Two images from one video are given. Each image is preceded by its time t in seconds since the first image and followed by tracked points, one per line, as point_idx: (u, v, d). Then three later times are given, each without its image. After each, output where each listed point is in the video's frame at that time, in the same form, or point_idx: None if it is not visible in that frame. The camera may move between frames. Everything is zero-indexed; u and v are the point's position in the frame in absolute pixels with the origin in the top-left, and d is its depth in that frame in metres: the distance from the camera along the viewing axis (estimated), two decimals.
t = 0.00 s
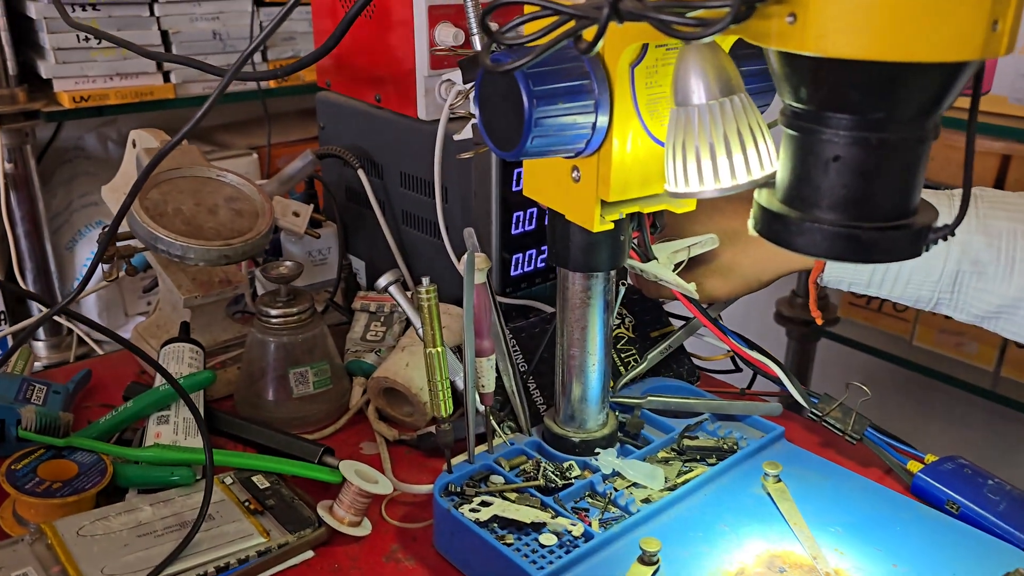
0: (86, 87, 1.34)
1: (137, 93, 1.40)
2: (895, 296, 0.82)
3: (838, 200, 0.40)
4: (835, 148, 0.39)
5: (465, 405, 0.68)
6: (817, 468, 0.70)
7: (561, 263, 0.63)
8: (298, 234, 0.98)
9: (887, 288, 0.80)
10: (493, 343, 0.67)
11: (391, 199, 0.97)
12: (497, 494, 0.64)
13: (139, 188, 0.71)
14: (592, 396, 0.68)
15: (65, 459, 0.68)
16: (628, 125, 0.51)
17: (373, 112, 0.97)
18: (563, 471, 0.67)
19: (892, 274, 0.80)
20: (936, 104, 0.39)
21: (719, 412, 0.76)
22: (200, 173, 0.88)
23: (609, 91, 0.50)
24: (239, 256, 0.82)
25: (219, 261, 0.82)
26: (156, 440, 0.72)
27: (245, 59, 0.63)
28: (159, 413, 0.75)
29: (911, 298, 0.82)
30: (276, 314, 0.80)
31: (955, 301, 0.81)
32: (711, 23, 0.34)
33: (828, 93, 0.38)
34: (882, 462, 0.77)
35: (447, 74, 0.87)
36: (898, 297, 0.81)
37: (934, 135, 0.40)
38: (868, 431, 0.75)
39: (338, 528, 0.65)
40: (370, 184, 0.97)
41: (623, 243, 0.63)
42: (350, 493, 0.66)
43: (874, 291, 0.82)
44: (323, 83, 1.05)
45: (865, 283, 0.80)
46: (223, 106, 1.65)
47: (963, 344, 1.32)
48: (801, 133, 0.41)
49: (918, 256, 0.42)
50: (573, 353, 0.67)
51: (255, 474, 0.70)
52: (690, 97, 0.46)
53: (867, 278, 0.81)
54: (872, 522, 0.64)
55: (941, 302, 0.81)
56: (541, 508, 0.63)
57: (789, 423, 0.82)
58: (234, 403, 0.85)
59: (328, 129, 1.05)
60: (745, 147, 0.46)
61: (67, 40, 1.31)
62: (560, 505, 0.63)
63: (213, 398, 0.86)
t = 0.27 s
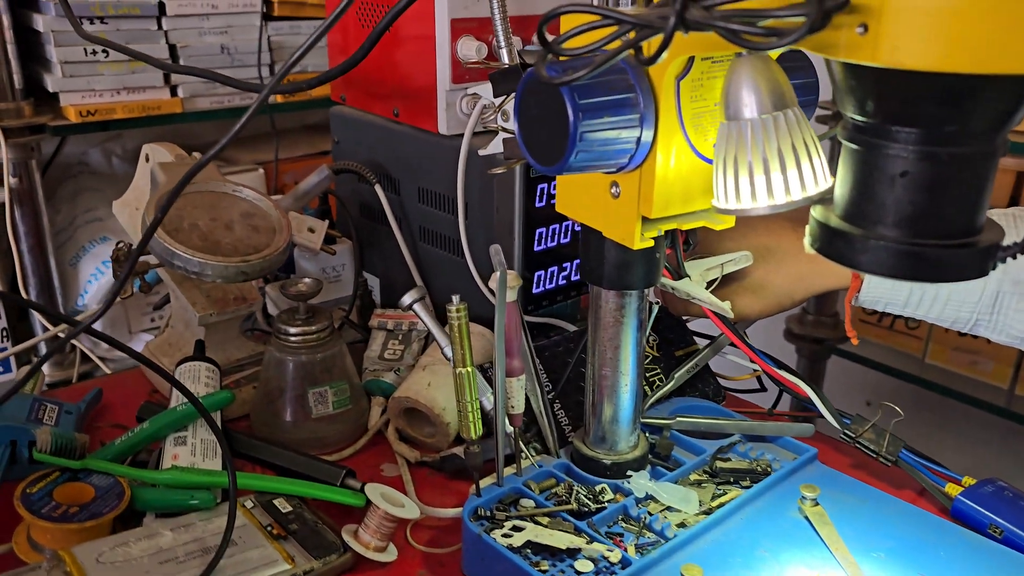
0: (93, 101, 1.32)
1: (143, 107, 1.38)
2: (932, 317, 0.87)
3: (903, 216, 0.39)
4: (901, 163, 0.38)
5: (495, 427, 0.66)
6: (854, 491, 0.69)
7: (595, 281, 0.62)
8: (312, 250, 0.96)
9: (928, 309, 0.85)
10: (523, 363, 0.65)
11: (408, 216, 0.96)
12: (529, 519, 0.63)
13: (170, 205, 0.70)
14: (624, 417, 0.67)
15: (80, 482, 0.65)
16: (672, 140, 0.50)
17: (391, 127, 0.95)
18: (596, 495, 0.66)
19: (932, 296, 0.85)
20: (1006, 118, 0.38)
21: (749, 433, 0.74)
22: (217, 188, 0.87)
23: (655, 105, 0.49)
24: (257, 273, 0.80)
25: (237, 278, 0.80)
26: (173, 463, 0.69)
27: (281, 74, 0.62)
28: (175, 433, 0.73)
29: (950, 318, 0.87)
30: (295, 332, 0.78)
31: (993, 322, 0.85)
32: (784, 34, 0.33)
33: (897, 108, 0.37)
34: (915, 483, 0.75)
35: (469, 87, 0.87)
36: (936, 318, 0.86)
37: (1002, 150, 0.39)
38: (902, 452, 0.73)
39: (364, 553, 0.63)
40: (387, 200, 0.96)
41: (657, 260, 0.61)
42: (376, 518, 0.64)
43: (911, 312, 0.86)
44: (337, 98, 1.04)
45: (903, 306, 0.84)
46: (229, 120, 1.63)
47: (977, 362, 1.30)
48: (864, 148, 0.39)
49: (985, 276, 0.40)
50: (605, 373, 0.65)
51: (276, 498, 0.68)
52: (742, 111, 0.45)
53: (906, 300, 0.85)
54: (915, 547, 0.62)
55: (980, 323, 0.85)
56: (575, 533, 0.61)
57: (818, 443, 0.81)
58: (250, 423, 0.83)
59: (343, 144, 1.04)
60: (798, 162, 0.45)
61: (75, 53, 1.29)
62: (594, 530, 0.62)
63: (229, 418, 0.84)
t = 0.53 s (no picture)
0: (101, 112, 1.31)
1: (151, 119, 1.37)
2: (958, 324, 0.84)
3: (949, 225, 0.37)
4: (947, 170, 0.37)
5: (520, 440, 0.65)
6: (881, 502, 0.68)
7: (621, 291, 0.61)
8: (326, 261, 0.96)
9: (954, 315, 0.82)
10: (547, 375, 0.65)
11: (423, 228, 0.96)
12: (555, 532, 0.62)
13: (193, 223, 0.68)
14: (648, 429, 0.66)
15: (97, 497, 0.64)
16: (705, 148, 0.50)
17: (405, 138, 0.95)
18: (622, 508, 0.65)
19: (959, 302, 0.82)
20: None
21: (772, 445, 0.74)
22: (231, 199, 0.86)
23: (688, 114, 0.48)
24: (273, 285, 0.79)
25: (252, 290, 0.79)
26: (190, 477, 0.68)
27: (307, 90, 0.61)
28: (192, 448, 0.71)
29: (977, 325, 0.83)
30: (312, 344, 0.77)
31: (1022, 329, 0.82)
32: (836, 38, 0.32)
33: (942, 114, 0.36)
34: (940, 494, 0.74)
35: (487, 97, 0.87)
36: (962, 324, 0.83)
37: None
38: (927, 463, 0.72)
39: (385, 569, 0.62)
40: (402, 211, 0.96)
41: (683, 269, 0.60)
42: (398, 532, 0.63)
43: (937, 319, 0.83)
44: (351, 108, 1.04)
45: (928, 313, 0.81)
46: (236, 132, 1.62)
47: (987, 372, 1.28)
48: (907, 155, 0.38)
49: None
50: (629, 384, 0.64)
51: (295, 512, 0.67)
52: (779, 119, 0.44)
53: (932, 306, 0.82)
54: (946, 559, 0.61)
55: (1008, 331, 0.82)
56: (602, 547, 0.60)
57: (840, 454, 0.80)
58: (267, 436, 0.82)
59: (355, 155, 1.04)
60: (837, 170, 0.44)
61: (84, 64, 1.28)
62: (622, 544, 0.61)
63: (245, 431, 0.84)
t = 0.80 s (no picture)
0: (101, 124, 1.30)
1: (152, 130, 1.36)
2: (968, 332, 0.84)
3: (971, 232, 0.37)
4: (969, 177, 0.37)
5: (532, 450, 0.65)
6: (892, 510, 0.67)
7: (634, 300, 0.61)
8: (332, 271, 0.96)
9: (964, 324, 0.81)
10: (559, 385, 0.65)
11: (428, 238, 0.96)
12: (568, 543, 0.62)
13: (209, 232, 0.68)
14: (660, 438, 0.66)
15: (105, 509, 0.64)
16: (720, 157, 0.50)
17: (410, 147, 0.96)
18: (635, 518, 0.64)
19: (970, 311, 0.82)
20: None
21: (782, 454, 0.74)
22: (236, 210, 0.86)
23: (704, 123, 0.49)
24: (280, 295, 0.79)
25: (259, 300, 0.79)
26: (199, 489, 0.68)
27: (326, 102, 0.61)
28: (199, 459, 0.71)
29: (987, 335, 0.83)
30: (320, 354, 0.77)
31: None
32: (863, 47, 0.32)
33: (964, 122, 0.36)
34: (950, 502, 0.74)
35: (494, 107, 0.88)
36: (972, 332, 0.83)
37: None
38: (937, 471, 0.72)
39: None
40: (408, 221, 0.96)
41: (695, 278, 0.60)
42: (410, 543, 0.62)
43: (947, 327, 0.83)
44: (355, 118, 1.04)
45: (937, 320, 0.82)
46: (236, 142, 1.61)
47: (988, 381, 1.27)
48: (928, 162, 0.38)
49: None
50: (641, 393, 0.64)
51: (305, 524, 0.67)
52: (797, 127, 0.44)
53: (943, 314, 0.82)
54: (962, 568, 0.61)
55: (1019, 340, 0.82)
56: (615, 557, 0.60)
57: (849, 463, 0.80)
58: (273, 447, 0.82)
59: (359, 165, 1.04)
60: (855, 178, 0.44)
61: (85, 76, 1.27)
62: (635, 554, 0.60)
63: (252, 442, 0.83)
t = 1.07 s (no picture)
0: (95, 138, 1.29)
1: (146, 144, 1.36)
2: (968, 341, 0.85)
3: (981, 244, 0.38)
4: (979, 190, 0.37)
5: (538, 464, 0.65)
6: (897, 521, 0.68)
7: (639, 312, 0.61)
8: (331, 285, 0.95)
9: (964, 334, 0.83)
10: (564, 398, 0.65)
11: (427, 252, 0.96)
12: (575, 556, 0.61)
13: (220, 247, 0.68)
14: (665, 450, 0.66)
15: (108, 527, 0.63)
16: (727, 170, 0.50)
17: (409, 161, 0.96)
18: (641, 530, 0.64)
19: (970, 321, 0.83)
20: None
21: (785, 465, 0.74)
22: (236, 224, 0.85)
23: (711, 137, 0.49)
24: (281, 309, 0.79)
25: (260, 315, 0.78)
26: (201, 506, 0.67)
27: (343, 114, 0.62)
28: (201, 475, 0.70)
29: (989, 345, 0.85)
30: (321, 369, 0.76)
31: None
32: (878, 61, 0.33)
33: (975, 134, 0.37)
34: (952, 512, 0.74)
35: (494, 121, 0.88)
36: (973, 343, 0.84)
37: None
38: (940, 481, 0.73)
39: None
40: (407, 235, 0.95)
41: (700, 290, 0.61)
42: (416, 558, 0.62)
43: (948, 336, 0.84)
44: (353, 132, 1.04)
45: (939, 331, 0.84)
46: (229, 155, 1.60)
47: (981, 390, 1.26)
48: (938, 175, 0.39)
49: None
50: (646, 405, 0.64)
51: (310, 540, 0.66)
52: (806, 140, 0.45)
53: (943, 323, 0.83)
54: None
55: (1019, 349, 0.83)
56: (623, 570, 0.60)
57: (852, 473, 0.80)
58: (274, 463, 0.81)
59: (357, 179, 1.04)
60: (864, 190, 0.44)
61: (79, 90, 1.27)
62: (643, 567, 0.60)
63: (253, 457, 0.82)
